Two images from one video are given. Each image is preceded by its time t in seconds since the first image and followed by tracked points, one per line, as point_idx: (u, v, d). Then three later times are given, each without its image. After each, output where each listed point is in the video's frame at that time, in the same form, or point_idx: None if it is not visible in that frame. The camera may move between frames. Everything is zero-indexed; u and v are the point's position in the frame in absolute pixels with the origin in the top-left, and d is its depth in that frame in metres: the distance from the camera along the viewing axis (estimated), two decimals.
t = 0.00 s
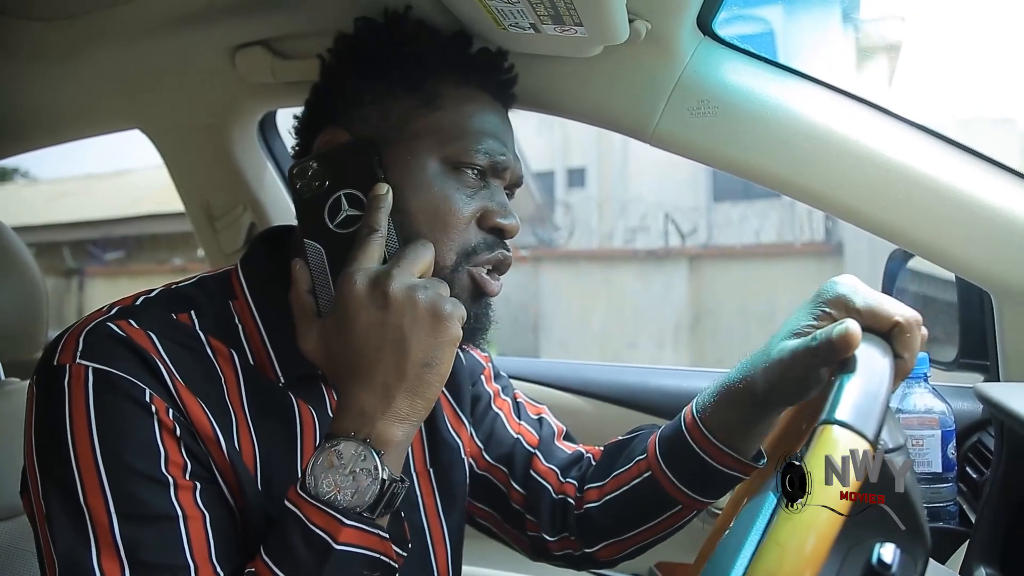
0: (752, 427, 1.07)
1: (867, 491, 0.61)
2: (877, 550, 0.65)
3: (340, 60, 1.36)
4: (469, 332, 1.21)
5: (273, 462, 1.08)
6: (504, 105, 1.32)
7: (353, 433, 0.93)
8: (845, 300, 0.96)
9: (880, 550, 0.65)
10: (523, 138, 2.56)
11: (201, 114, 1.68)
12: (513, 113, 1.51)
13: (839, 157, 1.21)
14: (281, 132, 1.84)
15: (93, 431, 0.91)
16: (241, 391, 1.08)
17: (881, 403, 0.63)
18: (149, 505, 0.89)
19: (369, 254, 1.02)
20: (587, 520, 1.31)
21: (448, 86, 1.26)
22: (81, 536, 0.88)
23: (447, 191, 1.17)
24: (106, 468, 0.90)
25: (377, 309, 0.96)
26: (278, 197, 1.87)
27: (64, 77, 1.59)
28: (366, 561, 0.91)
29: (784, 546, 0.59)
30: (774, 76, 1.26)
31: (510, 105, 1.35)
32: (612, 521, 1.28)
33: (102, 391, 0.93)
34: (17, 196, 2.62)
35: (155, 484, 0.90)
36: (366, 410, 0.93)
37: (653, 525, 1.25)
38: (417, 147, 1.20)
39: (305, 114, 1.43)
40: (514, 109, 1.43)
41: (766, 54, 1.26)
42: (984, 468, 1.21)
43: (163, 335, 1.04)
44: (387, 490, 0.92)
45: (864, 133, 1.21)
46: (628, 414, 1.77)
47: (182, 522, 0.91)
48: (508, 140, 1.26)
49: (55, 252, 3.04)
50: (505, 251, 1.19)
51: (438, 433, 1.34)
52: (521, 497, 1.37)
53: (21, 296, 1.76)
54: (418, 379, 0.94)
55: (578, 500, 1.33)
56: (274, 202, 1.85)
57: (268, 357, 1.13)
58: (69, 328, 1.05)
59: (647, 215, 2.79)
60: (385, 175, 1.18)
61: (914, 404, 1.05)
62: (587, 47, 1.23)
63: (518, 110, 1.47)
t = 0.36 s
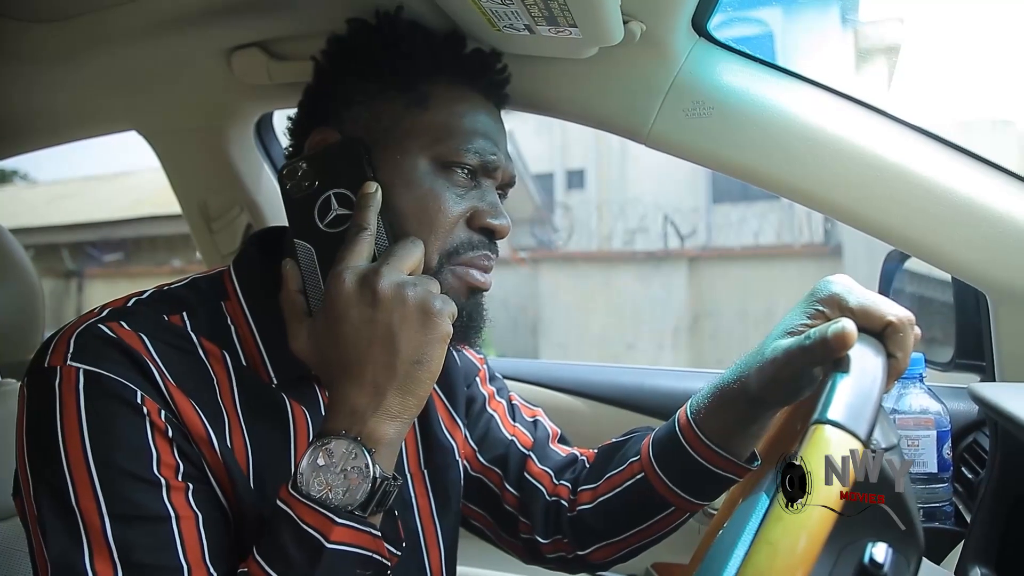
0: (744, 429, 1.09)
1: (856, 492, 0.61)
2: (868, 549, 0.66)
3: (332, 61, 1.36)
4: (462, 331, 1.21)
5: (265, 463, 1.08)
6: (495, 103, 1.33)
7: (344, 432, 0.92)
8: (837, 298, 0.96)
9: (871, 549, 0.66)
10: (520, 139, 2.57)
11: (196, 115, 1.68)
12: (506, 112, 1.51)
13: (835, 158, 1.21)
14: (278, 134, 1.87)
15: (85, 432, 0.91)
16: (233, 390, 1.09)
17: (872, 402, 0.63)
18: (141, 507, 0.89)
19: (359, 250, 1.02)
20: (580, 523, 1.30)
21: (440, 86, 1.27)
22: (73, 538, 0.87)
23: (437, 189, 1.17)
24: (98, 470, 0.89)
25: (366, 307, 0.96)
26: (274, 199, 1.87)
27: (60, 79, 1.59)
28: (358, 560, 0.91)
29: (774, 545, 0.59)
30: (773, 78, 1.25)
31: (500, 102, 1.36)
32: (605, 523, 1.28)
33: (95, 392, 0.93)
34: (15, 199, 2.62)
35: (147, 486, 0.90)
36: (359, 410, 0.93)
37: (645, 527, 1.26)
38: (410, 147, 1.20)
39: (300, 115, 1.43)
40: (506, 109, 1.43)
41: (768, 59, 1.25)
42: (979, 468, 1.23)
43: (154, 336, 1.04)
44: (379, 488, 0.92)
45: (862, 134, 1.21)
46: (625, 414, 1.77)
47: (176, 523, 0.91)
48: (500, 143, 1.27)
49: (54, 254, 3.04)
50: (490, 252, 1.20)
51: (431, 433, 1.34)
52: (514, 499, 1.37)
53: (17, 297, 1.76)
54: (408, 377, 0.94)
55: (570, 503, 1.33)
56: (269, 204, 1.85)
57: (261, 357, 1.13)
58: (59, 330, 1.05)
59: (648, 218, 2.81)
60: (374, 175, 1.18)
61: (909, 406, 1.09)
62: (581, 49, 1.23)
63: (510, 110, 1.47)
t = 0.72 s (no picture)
0: (746, 425, 1.09)
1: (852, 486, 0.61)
2: (867, 543, 0.66)
3: (334, 57, 1.36)
4: (464, 329, 1.21)
5: (264, 459, 1.08)
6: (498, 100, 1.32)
7: (343, 430, 0.92)
8: (837, 289, 0.96)
9: (872, 543, 0.66)
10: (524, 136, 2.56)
11: (197, 112, 1.69)
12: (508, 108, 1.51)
13: (836, 152, 1.20)
14: (279, 130, 1.87)
15: (85, 426, 0.91)
16: (234, 386, 1.09)
17: (872, 395, 0.63)
18: (138, 501, 0.89)
19: (362, 252, 1.02)
20: (580, 519, 1.31)
21: (438, 84, 1.26)
22: (70, 532, 0.88)
23: (441, 187, 1.17)
24: (97, 464, 0.90)
25: (369, 307, 0.96)
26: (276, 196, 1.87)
27: (61, 75, 1.60)
28: (353, 558, 0.91)
29: (772, 538, 0.59)
30: (774, 72, 1.25)
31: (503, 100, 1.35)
32: (605, 519, 1.28)
33: (94, 387, 0.93)
34: (20, 196, 2.63)
35: (145, 480, 0.90)
36: (357, 408, 0.93)
37: (644, 524, 1.25)
38: (411, 142, 1.20)
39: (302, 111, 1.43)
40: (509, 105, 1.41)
41: (772, 54, 1.25)
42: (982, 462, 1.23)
43: (157, 331, 1.04)
44: (377, 486, 0.92)
45: (864, 127, 1.20)
46: (627, 410, 1.77)
47: (172, 518, 0.91)
48: (503, 137, 1.27)
49: (59, 253, 3.05)
50: (498, 249, 1.21)
51: (432, 428, 1.34)
52: (514, 494, 1.36)
53: (19, 293, 1.77)
54: (409, 378, 0.94)
55: (571, 497, 1.33)
56: (271, 200, 1.85)
57: (261, 354, 1.13)
58: (61, 323, 1.05)
59: (651, 214, 2.78)
60: (379, 174, 1.17)
61: (912, 401, 1.08)
62: (581, 42, 1.23)
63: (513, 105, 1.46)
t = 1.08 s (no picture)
0: (739, 412, 1.08)
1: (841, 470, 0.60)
2: (859, 530, 0.67)
3: (328, 47, 1.36)
4: (457, 318, 1.21)
5: (257, 448, 1.08)
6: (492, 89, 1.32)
7: (336, 418, 0.92)
8: (829, 275, 0.96)
9: (862, 530, 0.67)
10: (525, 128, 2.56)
11: (192, 104, 1.68)
12: (506, 100, 1.51)
13: (833, 139, 1.20)
14: (274, 122, 1.86)
15: (76, 410, 0.91)
16: (227, 374, 1.09)
17: (863, 380, 0.62)
18: (129, 488, 0.89)
19: (355, 240, 1.02)
20: (572, 509, 1.30)
21: (433, 72, 1.26)
22: (61, 518, 0.88)
23: (434, 176, 1.17)
24: (88, 450, 0.90)
25: (362, 296, 0.96)
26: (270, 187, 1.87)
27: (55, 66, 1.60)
28: (344, 546, 0.91)
29: (759, 524, 0.58)
30: (769, 60, 1.24)
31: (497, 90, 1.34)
32: (597, 507, 1.28)
33: (86, 372, 0.93)
34: (21, 193, 2.64)
35: (136, 467, 0.90)
36: (350, 396, 0.93)
37: (638, 514, 1.25)
38: (405, 131, 1.20)
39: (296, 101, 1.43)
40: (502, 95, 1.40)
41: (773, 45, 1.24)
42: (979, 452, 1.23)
43: (149, 318, 1.04)
44: (369, 474, 0.91)
45: (859, 114, 1.20)
46: (625, 402, 1.77)
47: (162, 504, 0.91)
48: (496, 126, 1.27)
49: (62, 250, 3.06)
50: (492, 238, 1.20)
51: (426, 419, 1.34)
52: (507, 486, 1.36)
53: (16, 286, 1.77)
54: (401, 367, 0.94)
55: (564, 489, 1.33)
56: (266, 193, 1.85)
57: (255, 341, 1.13)
58: (53, 311, 1.05)
59: (654, 209, 2.81)
60: (372, 163, 1.17)
61: (908, 390, 1.06)
62: (573, 29, 1.22)
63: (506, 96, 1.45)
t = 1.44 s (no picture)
0: (734, 427, 1.07)
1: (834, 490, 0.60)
2: (850, 549, 0.65)
3: (329, 60, 1.36)
4: (456, 333, 1.21)
5: (252, 463, 1.08)
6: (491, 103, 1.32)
7: (332, 434, 0.92)
8: (823, 292, 0.96)
9: (853, 549, 0.65)
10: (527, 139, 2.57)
11: (193, 116, 1.69)
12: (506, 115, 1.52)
13: (830, 156, 1.20)
14: (274, 135, 1.87)
15: (70, 427, 0.91)
16: (223, 389, 1.09)
17: (855, 398, 0.62)
18: (123, 503, 0.89)
19: (354, 257, 1.02)
20: (568, 526, 1.30)
21: (433, 84, 1.27)
22: (54, 533, 0.87)
23: (433, 190, 1.17)
24: (82, 466, 0.90)
25: (359, 313, 0.96)
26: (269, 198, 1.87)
27: (57, 78, 1.61)
28: (340, 564, 0.90)
29: (752, 543, 0.58)
30: (765, 74, 1.25)
31: (496, 104, 1.35)
32: (596, 527, 1.27)
33: (82, 387, 0.93)
34: (25, 201, 2.65)
35: (131, 482, 0.90)
36: (348, 412, 0.93)
37: (633, 530, 1.25)
38: (405, 146, 1.21)
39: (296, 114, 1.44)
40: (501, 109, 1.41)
41: (774, 59, 1.25)
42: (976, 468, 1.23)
43: (146, 332, 1.04)
44: (365, 492, 0.91)
45: (856, 130, 1.20)
46: (624, 415, 1.76)
47: (156, 521, 0.91)
48: (496, 140, 1.27)
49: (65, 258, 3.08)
50: (491, 252, 1.21)
51: (423, 434, 1.34)
52: (503, 501, 1.36)
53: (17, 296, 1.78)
54: (399, 384, 0.94)
55: (558, 504, 1.33)
56: (265, 204, 1.85)
57: (252, 356, 1.13)
58: (50, 324, 1.05)
59: (655, 220, 2.82)
60: (372, 177, 1.18)
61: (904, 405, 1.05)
62: (571, 44, 1.23)
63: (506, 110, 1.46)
